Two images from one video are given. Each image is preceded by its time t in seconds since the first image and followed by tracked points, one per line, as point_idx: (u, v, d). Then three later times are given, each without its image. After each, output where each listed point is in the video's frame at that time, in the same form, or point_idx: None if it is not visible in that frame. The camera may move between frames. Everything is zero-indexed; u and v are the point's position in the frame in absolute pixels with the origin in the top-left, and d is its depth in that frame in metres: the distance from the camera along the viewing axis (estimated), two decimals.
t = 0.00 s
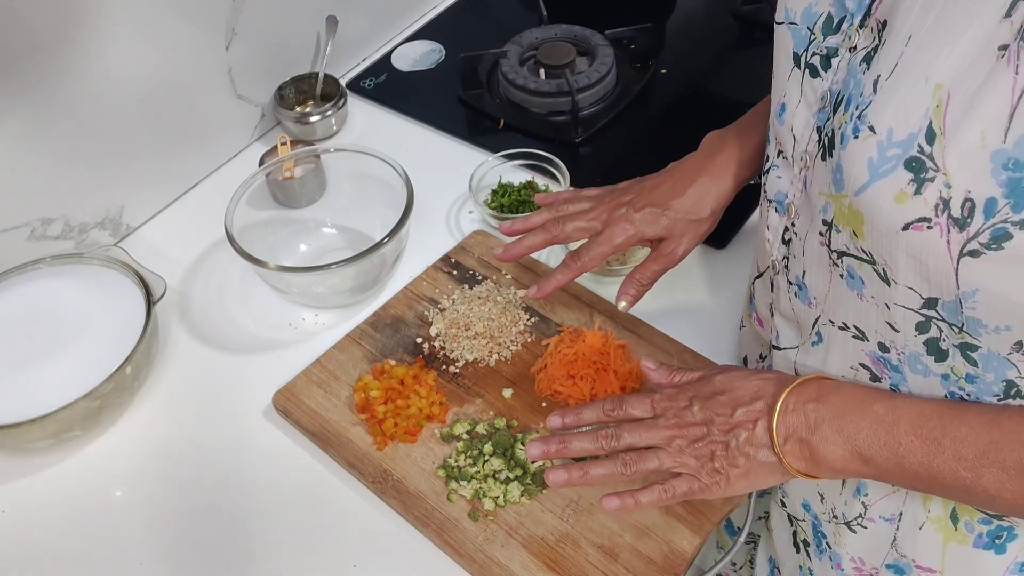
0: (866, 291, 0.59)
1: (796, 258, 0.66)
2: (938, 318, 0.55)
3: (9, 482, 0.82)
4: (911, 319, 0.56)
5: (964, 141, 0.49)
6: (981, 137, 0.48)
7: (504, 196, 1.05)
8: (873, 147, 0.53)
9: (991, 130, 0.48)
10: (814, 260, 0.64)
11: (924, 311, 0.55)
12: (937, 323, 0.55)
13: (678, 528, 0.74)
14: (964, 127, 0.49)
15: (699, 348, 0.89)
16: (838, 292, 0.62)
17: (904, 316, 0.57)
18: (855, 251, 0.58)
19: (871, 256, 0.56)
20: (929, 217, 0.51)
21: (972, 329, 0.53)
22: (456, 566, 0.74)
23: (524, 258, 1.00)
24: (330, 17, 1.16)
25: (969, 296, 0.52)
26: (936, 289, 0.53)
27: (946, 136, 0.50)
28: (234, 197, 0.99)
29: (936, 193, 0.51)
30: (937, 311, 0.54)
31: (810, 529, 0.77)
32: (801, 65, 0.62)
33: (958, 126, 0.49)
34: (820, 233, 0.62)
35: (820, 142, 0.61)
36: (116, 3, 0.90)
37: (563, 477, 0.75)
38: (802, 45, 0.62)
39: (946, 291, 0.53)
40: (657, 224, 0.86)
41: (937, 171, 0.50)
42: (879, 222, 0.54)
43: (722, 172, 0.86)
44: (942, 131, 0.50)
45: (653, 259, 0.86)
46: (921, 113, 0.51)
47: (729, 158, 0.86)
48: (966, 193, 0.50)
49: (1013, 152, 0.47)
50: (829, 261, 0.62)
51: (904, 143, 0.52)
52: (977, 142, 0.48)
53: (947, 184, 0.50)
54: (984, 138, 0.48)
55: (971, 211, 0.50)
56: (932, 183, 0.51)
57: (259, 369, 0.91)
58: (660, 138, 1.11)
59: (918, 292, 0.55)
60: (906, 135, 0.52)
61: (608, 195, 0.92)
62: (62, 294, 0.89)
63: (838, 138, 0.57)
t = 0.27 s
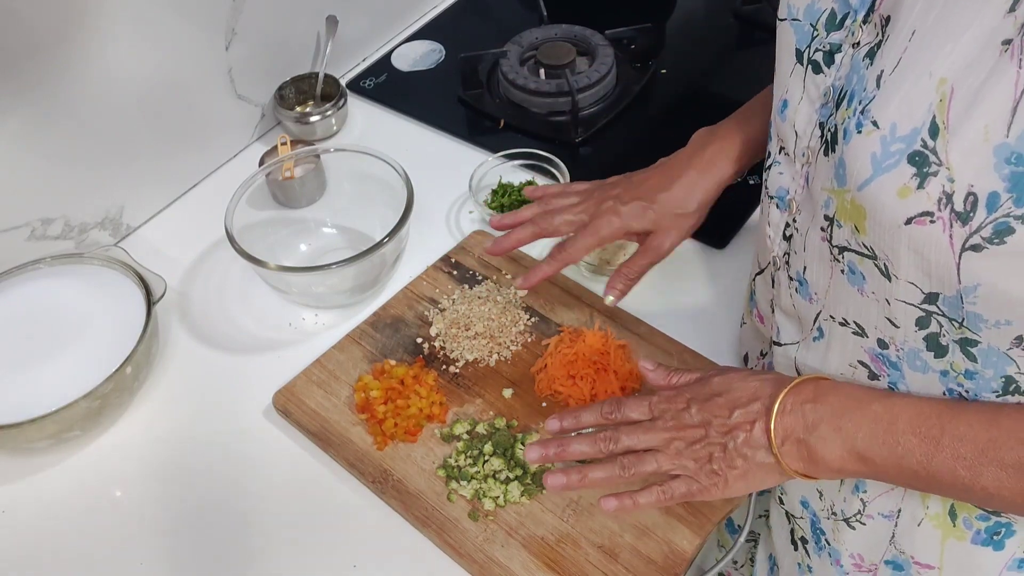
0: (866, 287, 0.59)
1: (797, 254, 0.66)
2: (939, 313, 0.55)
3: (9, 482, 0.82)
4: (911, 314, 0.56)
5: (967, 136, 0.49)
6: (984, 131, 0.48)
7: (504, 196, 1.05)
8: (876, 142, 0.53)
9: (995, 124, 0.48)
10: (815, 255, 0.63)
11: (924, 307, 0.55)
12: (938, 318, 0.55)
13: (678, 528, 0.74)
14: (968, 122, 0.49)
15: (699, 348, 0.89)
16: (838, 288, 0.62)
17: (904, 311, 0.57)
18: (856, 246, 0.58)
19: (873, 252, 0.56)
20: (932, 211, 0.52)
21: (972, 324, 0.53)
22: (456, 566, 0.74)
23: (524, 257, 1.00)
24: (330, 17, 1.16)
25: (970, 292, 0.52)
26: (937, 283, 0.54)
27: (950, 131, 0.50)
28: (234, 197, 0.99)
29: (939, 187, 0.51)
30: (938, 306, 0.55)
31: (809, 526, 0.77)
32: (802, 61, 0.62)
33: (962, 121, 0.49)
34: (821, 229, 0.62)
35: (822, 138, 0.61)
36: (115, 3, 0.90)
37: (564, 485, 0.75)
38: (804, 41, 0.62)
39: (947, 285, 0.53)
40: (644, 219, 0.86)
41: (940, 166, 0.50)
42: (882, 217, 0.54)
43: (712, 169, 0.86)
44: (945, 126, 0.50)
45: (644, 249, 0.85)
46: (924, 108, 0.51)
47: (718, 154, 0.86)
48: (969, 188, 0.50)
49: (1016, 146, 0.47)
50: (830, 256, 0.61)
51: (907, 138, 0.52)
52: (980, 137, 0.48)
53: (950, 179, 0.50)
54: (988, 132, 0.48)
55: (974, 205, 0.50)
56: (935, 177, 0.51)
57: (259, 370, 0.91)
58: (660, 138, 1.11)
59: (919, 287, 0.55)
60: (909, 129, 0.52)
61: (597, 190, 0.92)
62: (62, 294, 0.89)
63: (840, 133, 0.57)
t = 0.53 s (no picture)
0: (869, 282, 0.58)
1: (799, 250, 0.66)
2: (943, 309, 0.54)
3: (9, 482, 0.81)
4: (914, 310, 0.56)
5: (983, 131, 0.48)
6: (999, 127, 0.47)
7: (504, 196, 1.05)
8: (889, 136, 0.52)
9: (1010, 120, 0.47)
10: (819, 250, 0.63)
11: (928, 302, 0.55)
12: (942, 314, 0.55)
13: (678, 528, 0.74)
14: (983, 117, 0.48)
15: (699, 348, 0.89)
16: (841, 284, 0.61)
17: (907, 308, 0.56)
18: (861, 242, 0.57)
19: (879, 248, 0.56)
20: (944, 207, 0.51)
21: (977, 318, 0.53)
22: (456, 566, 0.74)
23: (524, 257, 0.99)
24: (330, 17, 1.16)
25: (978, 287, 0.51)
26: (944, 280, 0.53)
27: (965, 126, 0.49)
28: (234, 197, 0.99)
29: (953, 183, 0.50)
30: (942, 301, 0.54)
31: (805, 522, 0.76)
32: (812, 57, 0.61)
33: (978, 115, 0.48)
34: (826, 224, 0.61)
35: (831, 134, 0.60)
36: (116, 4, 0.90)
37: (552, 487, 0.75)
38: (814, 37, 0.61)
39: (954, 282, 0.52)
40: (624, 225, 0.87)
41: (954, 161, 0.50)
42: (892, 212, 0.53)
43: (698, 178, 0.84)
44: (960, 121, 0.49)
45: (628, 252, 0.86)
46: (939, 103, 0.50)
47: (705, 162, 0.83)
48: (983, 183, 0.49)
49: None
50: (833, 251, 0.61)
51: (921, 133, 0.51)
52: (996, 131, 0.48)
53: (963, 175, 0.49)
54: (1003, 127, 0.47)
55: (987, 201, 0.49)
56: (948, 172, 0.50)
57: (259, 369, 0.91)
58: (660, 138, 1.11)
59: (924, 283, 0.54)
60: (923, 125, 0.51)
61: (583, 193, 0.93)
62: (62, 293, 0.89)
63: (851, 129, 0.56)
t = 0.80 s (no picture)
0: (876, 281, 0.57)
1: (805, 250, 0.65)
2: (949, 310, 0.53)
3: (9, 482, 0.81)
4: (921, 310, 0.55)
5: (987, 125, 0.47)
6: (1003, 121, 0.46)
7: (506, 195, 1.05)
8: (893, 131, 0.51)
9: (1014, 114, 0.46)
10: (824, 249, 0.62)
11: (935, 303, 0.54)
12: (947, 316, 0.53)
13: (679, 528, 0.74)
14: (985, 112, 0.47)
15: (700, 348, 0.89)
16: (847, 283, 0.60)
17: (914, 307, 0.55)
18: (867, 240, 0.56)
19: (885, 244, 0.54)
20: (949, 201, 0.49)
21: (981, 322, 0.51)
22: (456, 567, 0.74)
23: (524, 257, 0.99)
24: (330, 17, 1.16)
25: (983, 285, 0.50)
26: (950, 278, 0.51)
27: (969, 120, 0.48)
28: (234, 197, 0.99)
29: (956, 177, 0.49)
30: (948, 302, 0.53)
31: (810, 524, 0.76)
32: (814, 56, 0.61)
33: (981, 109, 0.47)
34: (832, 223, 0.60)
35: (834, 132, 0.59)
36: (115, 4, 0.90)
37: (585, 528, 0.72)
38: (817, 36, 0.60)
39: (959, 281, 0.51)
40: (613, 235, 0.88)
41: (958, 155, 0.48)
42: (896, 208, 0.52)
43: (691, 191, 0.85)
44: (964, 115, 0.48)
45: (613, 255, 0.87)
46: (943, 97, 0.49)
47: (700, 176, 0.85)
48: (987, 177, 0.47)
49: None
50: (840, 250, 0.60)
51: (925, 127, 0.50)
52: (1000, 124, 0.46)
53: (967, 169, 0.48)
54: (1007, 121, 0.46)
55: (991, 195, 0.47)
56: (952, 167, 0.49)
57: (260, 370, 0.91)
58: (660, 138, 1.11)
59: (931, 282, 0.53)
60: (926, 120, 0.50)
61: (579, 197, 0.94)
62: (62, 293, 0.89)
63: (854, 125, 0.55)
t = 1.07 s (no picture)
0: (884, 290, 0.56)
1: (810, 258, 0.64)
2: (958, 320, 0.52)
3: (9, 483, 0.81)
4: (930, 319, 0.53)
5: (1000, 132, 0.46)
6: (1017, 128, 0.45)
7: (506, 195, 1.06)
8: (903, 139, 0.51)
9: None
10: (830, 256, 0.61)
11: (944, 312, 0.52)
12: (956, 325, 0.52)
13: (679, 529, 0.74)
14: (998, 119, 0.46)
15: (700, 349, 0.89)
16: (854, 292, 0.59)
17: (922, 316, 0.54)
18: (876, 248, 0.55)
19: (894, 253, 0.54)
20: (962, 210, 0.48)
21: (992, 331, 0.50)
22: (456, 566, 0.74)
23: (525, 258, 0.99)
24: (330, 17, 1.16)
25: (996, 293, 0.49)
26: (960, 287, 0.50)
27: (981, 127, 0.47)
28: (234, 197, 0.99)
29: (971, 185, 0.48)
30: (958, 312, 0.52)
31: (816, 529, 0.75)
32: (816, 63, 0.61)
33: (994, 117, 0.46)
34: (838, 232, 0.59)
35: (839, 140, 0.59)
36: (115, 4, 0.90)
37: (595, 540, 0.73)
38: (818, 43, 0.60)
39: (971, 289, 0.50)
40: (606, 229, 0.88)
41: (972, 162, 0.47)
42: (907, 217, 0.51)
43: (687, 194, 0.86)
44: (976, 122, 0.47)
45: (604, 250, 0.86)
46: (954, 104, 0.48)
47: (696, 179, 0.86)
48: (1001, 185, 0.46)
49: None
50: (846, 259, 0.59)
51: (936, 135, 0.49)
52: (1014, 132, 0.45)
53: (981, 176, 0.47)
54: (1021, 129, 0.45)
55: (1006, 203, 0.46)
56: (966, 174, 0.48)
57: (260, 369, 0.91)
58: (660, 138, 1.11)
59: (941, 292, 0.52)
60: (936, 127, 0.49)
61: (577, 194, 0.94)
62: (61, 293, 0.89)
63: (860, 134, 0.55)
